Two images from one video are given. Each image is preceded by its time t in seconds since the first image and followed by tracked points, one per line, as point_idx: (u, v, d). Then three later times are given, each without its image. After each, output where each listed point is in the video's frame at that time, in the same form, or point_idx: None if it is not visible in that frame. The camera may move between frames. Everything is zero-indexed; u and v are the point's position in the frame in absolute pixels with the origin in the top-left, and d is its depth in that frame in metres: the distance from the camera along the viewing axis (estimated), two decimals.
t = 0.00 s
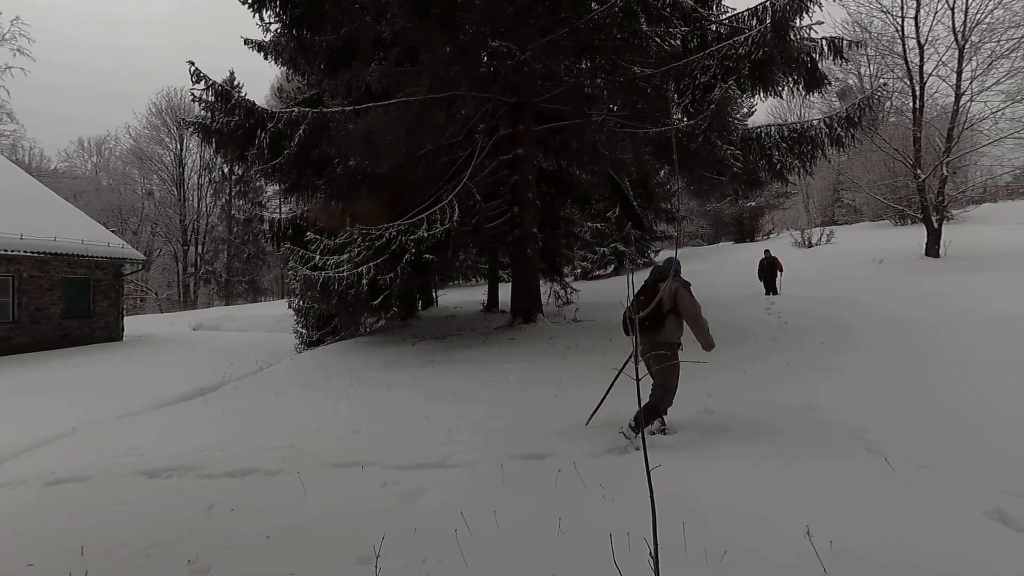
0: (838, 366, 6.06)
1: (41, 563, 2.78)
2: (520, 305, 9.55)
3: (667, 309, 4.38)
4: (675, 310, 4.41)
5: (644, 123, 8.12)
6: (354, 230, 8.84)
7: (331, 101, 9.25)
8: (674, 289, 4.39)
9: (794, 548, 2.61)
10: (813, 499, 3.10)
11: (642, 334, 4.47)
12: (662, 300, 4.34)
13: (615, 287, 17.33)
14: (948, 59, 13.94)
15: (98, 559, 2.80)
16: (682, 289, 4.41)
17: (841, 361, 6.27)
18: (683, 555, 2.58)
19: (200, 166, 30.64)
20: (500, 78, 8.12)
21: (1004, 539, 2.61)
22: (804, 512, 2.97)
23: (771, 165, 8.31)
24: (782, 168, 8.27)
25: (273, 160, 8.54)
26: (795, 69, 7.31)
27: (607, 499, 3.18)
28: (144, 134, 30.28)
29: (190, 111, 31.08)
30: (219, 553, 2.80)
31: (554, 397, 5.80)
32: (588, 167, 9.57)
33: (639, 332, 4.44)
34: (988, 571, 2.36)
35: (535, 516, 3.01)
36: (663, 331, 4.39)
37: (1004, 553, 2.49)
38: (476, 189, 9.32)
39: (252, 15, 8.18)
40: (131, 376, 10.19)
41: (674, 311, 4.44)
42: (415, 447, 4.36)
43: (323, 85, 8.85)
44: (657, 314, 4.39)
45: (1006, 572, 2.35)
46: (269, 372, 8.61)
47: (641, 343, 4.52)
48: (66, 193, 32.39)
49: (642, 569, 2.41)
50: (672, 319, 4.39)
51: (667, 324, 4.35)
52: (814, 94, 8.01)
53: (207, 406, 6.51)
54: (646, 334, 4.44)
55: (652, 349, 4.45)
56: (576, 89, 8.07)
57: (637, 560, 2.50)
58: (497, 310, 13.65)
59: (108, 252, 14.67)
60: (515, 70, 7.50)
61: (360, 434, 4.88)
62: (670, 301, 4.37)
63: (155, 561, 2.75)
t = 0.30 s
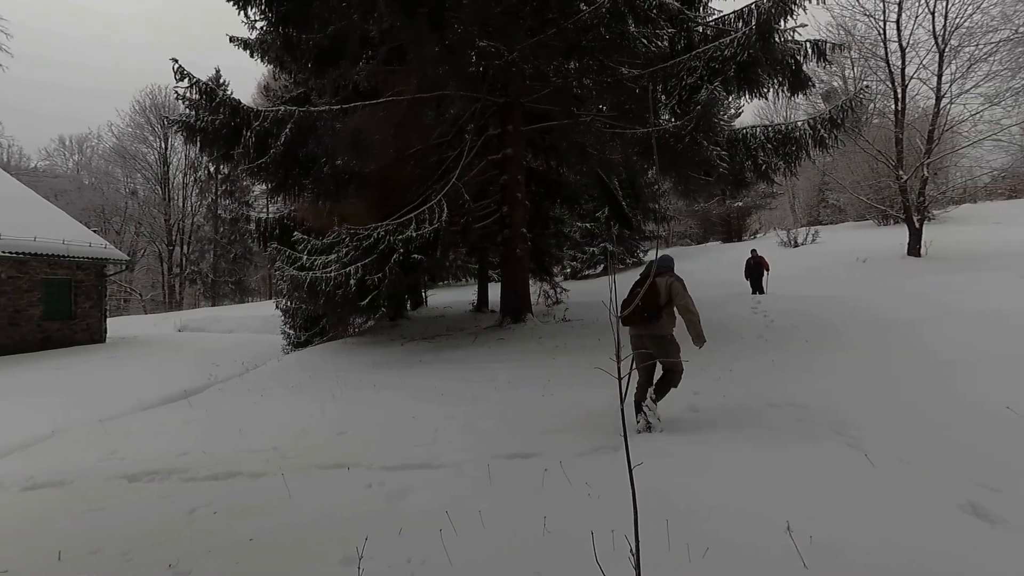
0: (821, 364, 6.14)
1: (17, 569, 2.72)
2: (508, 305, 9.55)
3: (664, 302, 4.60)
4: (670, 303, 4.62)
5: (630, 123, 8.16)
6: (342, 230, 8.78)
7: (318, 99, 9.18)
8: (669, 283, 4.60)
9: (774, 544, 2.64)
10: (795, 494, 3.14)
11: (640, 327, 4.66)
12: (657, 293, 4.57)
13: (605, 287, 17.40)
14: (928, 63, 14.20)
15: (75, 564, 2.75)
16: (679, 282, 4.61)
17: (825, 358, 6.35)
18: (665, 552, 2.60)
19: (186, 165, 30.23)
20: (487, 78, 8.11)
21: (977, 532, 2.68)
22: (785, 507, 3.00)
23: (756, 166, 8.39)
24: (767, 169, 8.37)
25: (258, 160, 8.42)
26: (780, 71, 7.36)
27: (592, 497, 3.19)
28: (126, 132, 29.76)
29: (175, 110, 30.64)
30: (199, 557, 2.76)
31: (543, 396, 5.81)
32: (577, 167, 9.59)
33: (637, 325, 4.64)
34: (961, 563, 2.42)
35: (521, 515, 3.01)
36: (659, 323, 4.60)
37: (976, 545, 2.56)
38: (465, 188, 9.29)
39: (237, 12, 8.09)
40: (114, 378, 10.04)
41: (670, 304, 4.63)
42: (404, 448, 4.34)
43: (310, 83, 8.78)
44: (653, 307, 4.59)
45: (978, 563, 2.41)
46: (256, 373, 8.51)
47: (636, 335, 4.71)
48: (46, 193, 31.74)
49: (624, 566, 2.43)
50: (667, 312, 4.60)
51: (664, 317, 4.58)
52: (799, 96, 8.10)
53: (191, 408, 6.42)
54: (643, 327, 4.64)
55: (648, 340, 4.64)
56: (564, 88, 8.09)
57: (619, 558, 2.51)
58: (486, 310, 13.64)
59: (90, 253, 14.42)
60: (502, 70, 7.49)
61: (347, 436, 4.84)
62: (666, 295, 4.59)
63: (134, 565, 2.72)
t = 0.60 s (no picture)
0: (808, 363, 6.21)
1: None
2: (499, 304, 9.55)
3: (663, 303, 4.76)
4: (667, 304, 4.80)
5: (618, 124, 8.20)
6: (330, 230, 8.73)
7: (306, 98, 9.11)
8: (667, 285, 4.77)
9: (755, 540, 2.67)
10: (778, 491, 3.18)
11: (640, 326, 4.78)
12: (658, 294, 4.72)
13: (595, 286, 17.46)
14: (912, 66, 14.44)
15: (52, 568, 2.70)
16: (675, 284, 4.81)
17: (811, 357, 6.44)
18: (648, 550, 2.63)
19: (172, 164, 29.84)
20: (476, 78, 8.10)
21: (954, 527, 2.73)
22: (768, 503, 3.04)
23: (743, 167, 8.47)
24: (754, 170, 8.46)
25: (245, 159, 8.31)
26: (766, 72, 7.44)
27: (578, 495, 3.21)
28: (111, 130, 29.30)
29: (160, 108, 30.23)
30: (180, 560, 2.73)
31: (533, 395, 5.82)
32: (566, 167, 9.62)
33: (638, 324, 4.76)
34: (939, 558, 2.47)
35: (507, 514, 3.02)
36: (658, 323, 4.76)
37: (953, 540, 2.61)
38: (454, 188, 9.27)
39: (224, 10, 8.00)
40: (98, 379, 9.90)
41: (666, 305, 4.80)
42: (392, 448, 4.32)
43: (298, 82, 8.72)
44: (653, 307, 4.73)
45: (958, 558, 2.45)
46: (243, 374, 8.43)
47: (636, 335, 4.83)
48: (28, 191, 31.16)
49: (608, 564, 2.44)
50: (665, 312, 4.77)
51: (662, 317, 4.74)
52: (785, 98, 8.21)
53: (177, 410, 6.35)
54: (643, 326, 4.77)
55: (648, 339, 4.79)
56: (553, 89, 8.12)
57: (603, 556, 2.53)
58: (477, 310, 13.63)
59: (74, 253, 14.18)
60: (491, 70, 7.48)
61: (336, 436, 4.81)
62: (665, 297, 4.76)
63: (114, 569, 2.68)
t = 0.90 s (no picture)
0: (793, 362, 6.28)
1: None
2: (489, 304, 9.54)
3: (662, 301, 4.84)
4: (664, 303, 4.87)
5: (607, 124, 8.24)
6: (319, 229, 8.66)
7: (295, 96, 9.04)
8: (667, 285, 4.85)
9: (735, 537, 2.70)
10: (759, 487, 3.22)
11: (638, 323, 4.81)
12: (658, 292, 4.79)
13: (586, 286, 17.51)
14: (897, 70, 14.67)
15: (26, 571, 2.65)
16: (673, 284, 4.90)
17: (798, 356, 6.51)
18: (631, 547, 2.64)
19: (158, 161, 29.47)
20: (466, 77, 8.09)
21: (930, 522, 2.78)
22: (749, 500, 3.08)
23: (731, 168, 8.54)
24: (741, 172, 8.55)
25: (232, 156, 8.19)
26: (754, 75, 7.50)
27: (563, 494, 3.22)
28: (96, 126, 28.86)
29: (147, 105, 29.83)
30: (158, 562, 2.70)
31: (522, 395, 5.82)
32: (556, 167, 9.63)
33: (636, 321, 4.80)
34: (913, 552, 2.52)
35: (491, 513, 3.02)
36: (655, 321, 4.82)
37: (928, 535, 2.66)
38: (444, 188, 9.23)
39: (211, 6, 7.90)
40: (82, 379, 9.76)
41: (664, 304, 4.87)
42: (380, 448, 4.30)
43: (287, 79, 8.65)
44: (653, 305, 4.80)
45: (936, 554, 2.49)
46: (230, 373, 8.34)
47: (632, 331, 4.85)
48: (10, 187, 30.56)
49: (588, 562, 2.46)
50: (663, 311, 4.84)
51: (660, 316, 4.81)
52: (773, 100, 8.29)
53: (161, 410, 6.27)
54: (641, 323, 4.80)
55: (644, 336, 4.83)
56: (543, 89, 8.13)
57: (585, 553, 2.54)
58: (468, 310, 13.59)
59: (58, 251, 13.94)
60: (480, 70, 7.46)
61: (323, 436, 4.78)
62: (664, 296, 4.83)
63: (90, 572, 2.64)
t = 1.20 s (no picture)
0: (778, 361, 6.35)
1: None
2: (477, 304, 9.53)
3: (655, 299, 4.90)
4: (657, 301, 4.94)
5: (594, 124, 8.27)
6: (306, 228, 8.58)
7: (282, 94, 8.96)
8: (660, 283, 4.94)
9: (716, 533, 2.73)
10: (741, 483, 3.26)
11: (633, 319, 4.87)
12: (652, 289, 4.87)
13: (575, 286, 17.56)
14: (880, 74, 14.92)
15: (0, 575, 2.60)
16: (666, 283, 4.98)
17: (784, 355, 6.57)
18: (613, 544, 2.66)
19: (142, 160, 29.05)
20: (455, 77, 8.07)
21: (907, 517, 2.83)
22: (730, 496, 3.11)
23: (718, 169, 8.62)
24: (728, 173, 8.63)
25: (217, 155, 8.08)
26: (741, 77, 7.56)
27: (547, 493, 3.22)
28: (79, 123, 28.35)
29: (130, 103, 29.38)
30: (136, 566, 2.65)
31: (511, 394, 5.82)
32: (545, 167, 9.65)
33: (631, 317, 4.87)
34: (888, 546, 2.56)
35: (475, 512, 3.02)
36: (649, 317, 4.86)
37: (903, 529, 2.71)
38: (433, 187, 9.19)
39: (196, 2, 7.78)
40: (64, 381, 9.59)
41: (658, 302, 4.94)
42: (366, 448, 4.28)
43: (273, 77, 8.56)
44: (647, 302, 4.86)
45: (910, 547, 2.54)
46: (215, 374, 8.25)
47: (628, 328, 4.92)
48: None
49: (570, 559, 2.47)
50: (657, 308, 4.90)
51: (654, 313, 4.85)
52: (759, 102, 8.37)
53: (144, 411, 6.18)
54: (635, 319, 4.87)
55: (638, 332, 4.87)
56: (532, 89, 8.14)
57: (568, 551, 2.55)
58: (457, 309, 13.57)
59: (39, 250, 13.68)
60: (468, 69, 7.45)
61: (310, 437, 4.75)
62: (657, 293, 4.90)
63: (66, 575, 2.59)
